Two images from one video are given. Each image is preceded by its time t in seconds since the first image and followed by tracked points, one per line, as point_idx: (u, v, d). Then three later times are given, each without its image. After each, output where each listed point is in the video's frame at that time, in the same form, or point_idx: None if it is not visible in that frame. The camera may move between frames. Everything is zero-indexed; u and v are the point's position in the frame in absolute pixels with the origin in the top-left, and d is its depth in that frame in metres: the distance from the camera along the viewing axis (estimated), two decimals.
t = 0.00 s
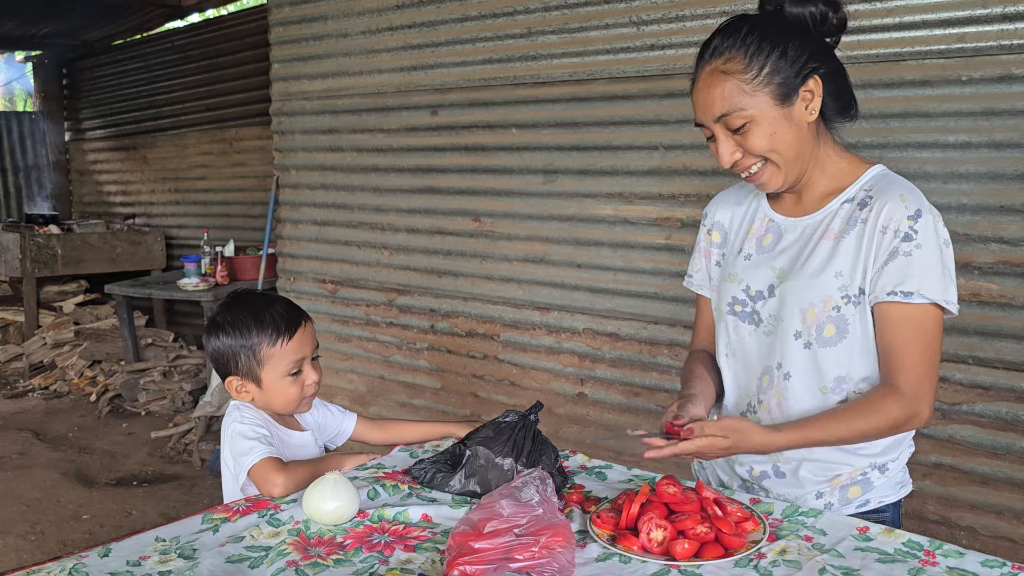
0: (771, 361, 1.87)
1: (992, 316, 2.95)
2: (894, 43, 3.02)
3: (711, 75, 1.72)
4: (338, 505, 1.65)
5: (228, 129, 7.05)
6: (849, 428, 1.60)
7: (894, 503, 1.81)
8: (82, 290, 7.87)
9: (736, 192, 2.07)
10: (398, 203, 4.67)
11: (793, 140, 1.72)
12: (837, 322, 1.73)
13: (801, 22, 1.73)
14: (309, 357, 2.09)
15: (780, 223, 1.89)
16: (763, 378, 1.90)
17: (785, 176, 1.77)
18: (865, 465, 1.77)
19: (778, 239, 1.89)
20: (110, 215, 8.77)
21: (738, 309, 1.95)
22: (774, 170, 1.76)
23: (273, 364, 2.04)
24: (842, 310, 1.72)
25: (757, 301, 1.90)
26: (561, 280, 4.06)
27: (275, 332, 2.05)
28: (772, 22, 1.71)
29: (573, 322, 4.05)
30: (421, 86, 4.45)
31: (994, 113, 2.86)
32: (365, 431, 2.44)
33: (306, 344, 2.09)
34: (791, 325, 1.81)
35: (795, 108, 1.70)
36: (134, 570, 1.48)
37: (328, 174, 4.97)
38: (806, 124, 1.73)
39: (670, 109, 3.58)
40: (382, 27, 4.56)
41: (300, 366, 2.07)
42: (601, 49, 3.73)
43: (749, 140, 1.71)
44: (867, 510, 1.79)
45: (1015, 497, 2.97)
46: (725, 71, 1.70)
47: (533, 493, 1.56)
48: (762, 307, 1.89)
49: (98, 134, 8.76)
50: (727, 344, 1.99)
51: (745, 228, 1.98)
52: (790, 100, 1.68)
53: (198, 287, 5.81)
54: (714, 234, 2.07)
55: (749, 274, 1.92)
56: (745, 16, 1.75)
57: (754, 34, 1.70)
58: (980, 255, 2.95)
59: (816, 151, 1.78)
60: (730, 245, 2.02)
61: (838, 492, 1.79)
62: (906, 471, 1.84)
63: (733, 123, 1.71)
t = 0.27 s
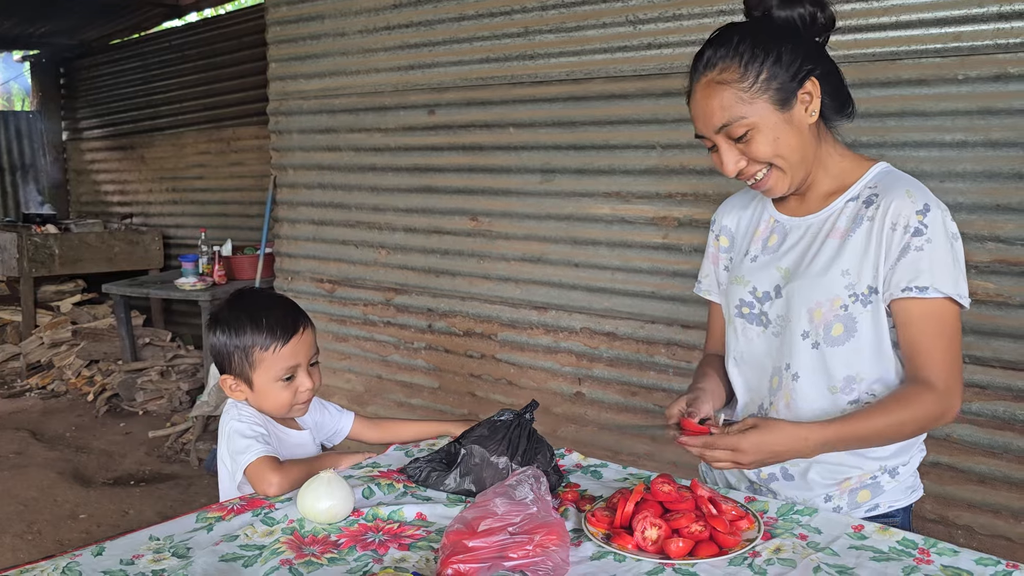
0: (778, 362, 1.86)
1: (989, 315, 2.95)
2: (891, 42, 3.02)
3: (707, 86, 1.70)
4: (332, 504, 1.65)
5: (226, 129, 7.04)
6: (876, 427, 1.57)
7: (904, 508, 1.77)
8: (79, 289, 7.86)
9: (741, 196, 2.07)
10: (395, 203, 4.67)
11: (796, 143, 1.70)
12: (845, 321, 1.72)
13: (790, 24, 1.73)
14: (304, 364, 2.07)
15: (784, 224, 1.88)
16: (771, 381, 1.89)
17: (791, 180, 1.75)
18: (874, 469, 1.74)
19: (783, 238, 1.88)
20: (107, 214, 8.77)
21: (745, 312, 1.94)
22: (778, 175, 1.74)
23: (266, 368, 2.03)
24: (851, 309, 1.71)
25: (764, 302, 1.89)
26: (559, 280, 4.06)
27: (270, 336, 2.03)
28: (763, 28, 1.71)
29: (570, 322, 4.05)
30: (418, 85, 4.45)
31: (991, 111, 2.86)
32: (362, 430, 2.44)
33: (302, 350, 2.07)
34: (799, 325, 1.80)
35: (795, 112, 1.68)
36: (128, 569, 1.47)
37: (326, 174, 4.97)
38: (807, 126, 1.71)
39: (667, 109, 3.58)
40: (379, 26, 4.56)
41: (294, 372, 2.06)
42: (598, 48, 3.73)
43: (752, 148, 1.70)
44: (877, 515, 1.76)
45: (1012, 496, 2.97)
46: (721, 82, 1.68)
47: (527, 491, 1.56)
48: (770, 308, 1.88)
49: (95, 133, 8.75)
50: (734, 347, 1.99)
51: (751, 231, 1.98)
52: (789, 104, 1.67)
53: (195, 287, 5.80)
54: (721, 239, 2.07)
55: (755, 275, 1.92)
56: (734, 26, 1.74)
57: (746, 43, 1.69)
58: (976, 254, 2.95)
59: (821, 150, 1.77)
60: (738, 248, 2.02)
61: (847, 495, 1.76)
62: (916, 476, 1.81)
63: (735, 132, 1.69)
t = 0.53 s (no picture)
0: (786, 364, 1.86)
1: (985, 315, 2.96)
2: (888, 42, 3.03)
3: (731, 81, 1.68)
4: (331, 503, 1.66)
5: (224, 128, 7.04)
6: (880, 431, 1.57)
7: (909, 511, 1.78)
8: (77, 289, 7.86)
9: (752, 194, 2.06)
10: (393, 203, 4.67)
11: (815, 147, 1.69)
12: (855, 327, 1.72)
13: (818, 26, 1.71)
14: (301, 367, 2.07)
15: (795, 223, 1.88)
16: (778, 382, 1.89)
17: (805, 184, 1.74)
18: (881, 472, 1.74)
19: (793, 239, 1.88)
20: (105, 214, 8.77)
21: (753, 312, 1.94)
22: (794, 179, 1.73)
23: (261, 370, 2.04)
24: (861, 315, 1.71)
25: (773, 304, 1.89)
26: (556, 280, 4.06)
27: (267, 338, 2.03)
28: (790, 27, 1.69)
29: (568, 322, 4.05)
30: (416, 85, 4.45)
31: (987, 112, 2.87)
32: (360, 431, 2.44)
33: (299, 353, 2.07)
34: (809, 329, 1.80)
35: (817, 114, 1.67)
36: (127, 568, 1.48)
37: (324, 173, 4.97)
38: (827, 130, 1.70)
39: (665, 109, 3.58)
40: (377, 26, 4.56)
41: (290, 375, 2.06)
42: (596, 48, 3.74)
43: (771, 148, 1.68)
44: (882, 518, 1.76)
45: (1007, 495, 2.98)
46: (745, 78, 1.66)
47: (525, 491, 1.57)
48: (779, 310, 1.88)
49: (92, 133, 8.74)
50: (742, 347, 1.99)
51: (761, 230, 1.97)
52: (812, 106, 1.66)
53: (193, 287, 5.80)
54: (731, 237, 2.07)
55: (765, 276, 1.92)
56: (760, 24, 1.72)
57: (773, 41, 1.67)
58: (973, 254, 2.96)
59: (836, 153, 1.76)
60: (748, 247, 2.02)
61: (853, 497, 1.76)
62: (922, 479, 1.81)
63: (755, 130, 1.67)
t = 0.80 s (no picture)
0: (788, 366, 1.86)
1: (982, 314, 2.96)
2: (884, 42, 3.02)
3: (755, 73, 1.64)
4: (326, 504, 1.65)
5: (220, 127, 7.02)
6: (878, 443, 1.53)
7: (907, 514, 1.77)
8: (73, 289, 7.84)
9: (761, 191, 2.05)
10: (390, 202, 4.66)
11: (832, 151, 1.66)
12: (859, 334, 1.72)
13: (850, 26, 1.64)
14: (298, 366, 2.06)
15: (803, 222, 1.87)
16: (779, 383, 1.89)
17: (816, 186, 1.71)
18: (879, 475, 1.74)
19: (800, 238, 1.87)
20: (101, 213, 8.75)
21: (756, 311, 1.94)
22: (804, 181, 1.70)
23: (258, 367, 2.03)
24: (866, 322, 1.71)
25: (776, 304, 1.89)
26: (553, 279, 4.06)
27: (264, 336, 2.02)
28: (822, 24, 1.64)
29: (565, 321, 4.05)
30: (413, 84, 4.44)
31: (983, 112, 2.87)
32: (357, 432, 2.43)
33: (297, 352, 2.05)
34: (812, 332, 1.79)
35: (838, 118, 1.64)
36: (120, 570, 1.47)
37: (320, 173, 4.96)
38: (846, 135, 1.67)
39: (661, 108, 3.58)
40: (374, 25, 4.55)
41: (287, 373, 2.04)
42: (593, 48, 3.73)
43: (789, 147, 1.64)
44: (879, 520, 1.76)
45: (1004, 495, 2.99)
46: (771, 72, 1.62)
47: (520, 492, 1.56)
48: (783, 311, 1.88)
49: (89, 132, 8.73)
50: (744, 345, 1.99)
51: (768, 228, 1.97)
52: (835, 109, 1.62)
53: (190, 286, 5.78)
54: (738, 232, 2.06)
55: (769, 275, 1.91)
56: (791, 16, 1.68)
57: (803, 36, 1.63)
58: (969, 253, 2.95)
59: (851, 157, 1.74)
60: (754, 243, 2.01)
61: (850, 499, 1.76)
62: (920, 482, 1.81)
63: (774, 127, 1.63)
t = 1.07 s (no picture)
0: (787, 367, 1.85)
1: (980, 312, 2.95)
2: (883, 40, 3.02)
3: (774, 62, 1.62)
4: (321, 503, 1.64)
5: (217, 126, 7.00)
6: (869, 455, 1.52)
7: (903, 516, 1.77)
8: (69, 287, 7.81)
9: (767, 186, 2.04)
10: (386, 200, 4.65)
11: (842, 151, 1.65)
12: (862, 339, 1.71)
13: (875, 25, 1.62)
14: (294, 363, 2.05)
15: (810, 222, 1.86)
16: (777, 383, 1.88)
17: (823, 185, 1.70)
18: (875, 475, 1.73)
19: (806, 238, 1.86)
20: (97, 212, 8.73)
21: (757, 309, 1.93)
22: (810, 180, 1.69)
23: (254, 363, 2.01)
24: (869, 327, 1.70)
25: (778, 303, 1.88)
26: (551, 278, 4.05)
27: (262, 332, 2.01)
28: (847, 19, 1.62)
29: (562, 320, 4.04)
30: (410, 82, 4.43)
31: (981, 109, 2.86)
32: (353, 431, 2.42)
33: (294, 348, 2.04)
34: (814, 334, 1.79)
35: (853, 118, 1.63)
36: (114, 570, 1.46)
37: (317, 171, 4.95)
38: (858, 135, 1.67)
39: (659, 106, 3.57)
40: (370, 23, 4.53)
41: (284, 370, 2.03)
42: (590, 45, 3.72)
43: (800, 142, 1.63)
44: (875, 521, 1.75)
45: (1001, 493, 2.98)
46: (790, 63, 1.60)
47: (517, 490, 1.55)
48: (785, 311, 1.87)
49: (85, 130, 8.70)
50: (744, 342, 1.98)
51: (773, 226, 1.95)
52: (850, 108, 1.61)
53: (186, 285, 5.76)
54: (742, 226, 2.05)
55: (773, 273, 1.90)
56: (818, 7, 1.66)
57: (827, 30, 1.61)
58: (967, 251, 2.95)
59: (861, 158, 1.73)
60: (758, 239, 2.00)
61: (846, 499, 1.75)
62: (918, 482, 1.79)
63: (787, 121, 1.62)
